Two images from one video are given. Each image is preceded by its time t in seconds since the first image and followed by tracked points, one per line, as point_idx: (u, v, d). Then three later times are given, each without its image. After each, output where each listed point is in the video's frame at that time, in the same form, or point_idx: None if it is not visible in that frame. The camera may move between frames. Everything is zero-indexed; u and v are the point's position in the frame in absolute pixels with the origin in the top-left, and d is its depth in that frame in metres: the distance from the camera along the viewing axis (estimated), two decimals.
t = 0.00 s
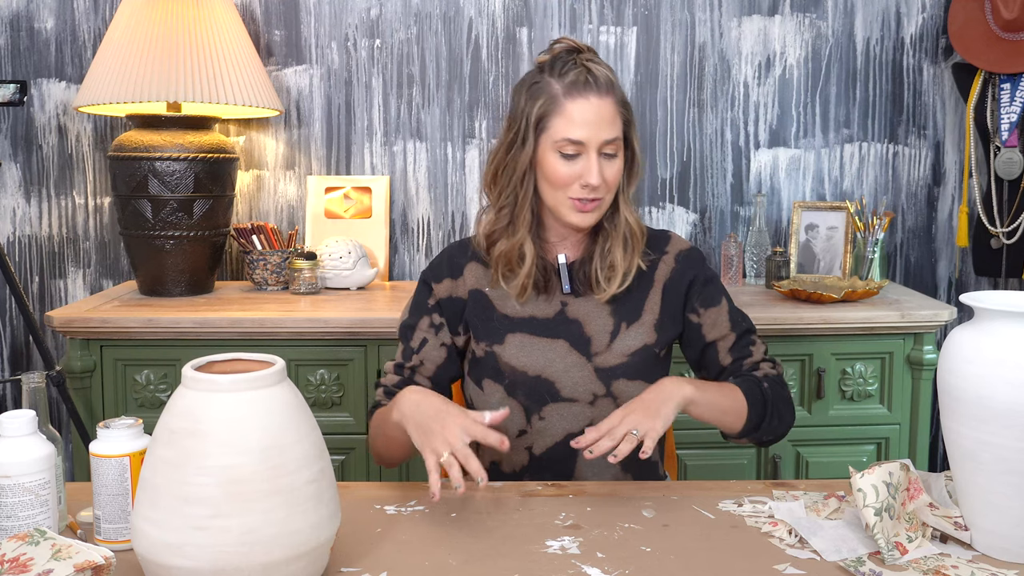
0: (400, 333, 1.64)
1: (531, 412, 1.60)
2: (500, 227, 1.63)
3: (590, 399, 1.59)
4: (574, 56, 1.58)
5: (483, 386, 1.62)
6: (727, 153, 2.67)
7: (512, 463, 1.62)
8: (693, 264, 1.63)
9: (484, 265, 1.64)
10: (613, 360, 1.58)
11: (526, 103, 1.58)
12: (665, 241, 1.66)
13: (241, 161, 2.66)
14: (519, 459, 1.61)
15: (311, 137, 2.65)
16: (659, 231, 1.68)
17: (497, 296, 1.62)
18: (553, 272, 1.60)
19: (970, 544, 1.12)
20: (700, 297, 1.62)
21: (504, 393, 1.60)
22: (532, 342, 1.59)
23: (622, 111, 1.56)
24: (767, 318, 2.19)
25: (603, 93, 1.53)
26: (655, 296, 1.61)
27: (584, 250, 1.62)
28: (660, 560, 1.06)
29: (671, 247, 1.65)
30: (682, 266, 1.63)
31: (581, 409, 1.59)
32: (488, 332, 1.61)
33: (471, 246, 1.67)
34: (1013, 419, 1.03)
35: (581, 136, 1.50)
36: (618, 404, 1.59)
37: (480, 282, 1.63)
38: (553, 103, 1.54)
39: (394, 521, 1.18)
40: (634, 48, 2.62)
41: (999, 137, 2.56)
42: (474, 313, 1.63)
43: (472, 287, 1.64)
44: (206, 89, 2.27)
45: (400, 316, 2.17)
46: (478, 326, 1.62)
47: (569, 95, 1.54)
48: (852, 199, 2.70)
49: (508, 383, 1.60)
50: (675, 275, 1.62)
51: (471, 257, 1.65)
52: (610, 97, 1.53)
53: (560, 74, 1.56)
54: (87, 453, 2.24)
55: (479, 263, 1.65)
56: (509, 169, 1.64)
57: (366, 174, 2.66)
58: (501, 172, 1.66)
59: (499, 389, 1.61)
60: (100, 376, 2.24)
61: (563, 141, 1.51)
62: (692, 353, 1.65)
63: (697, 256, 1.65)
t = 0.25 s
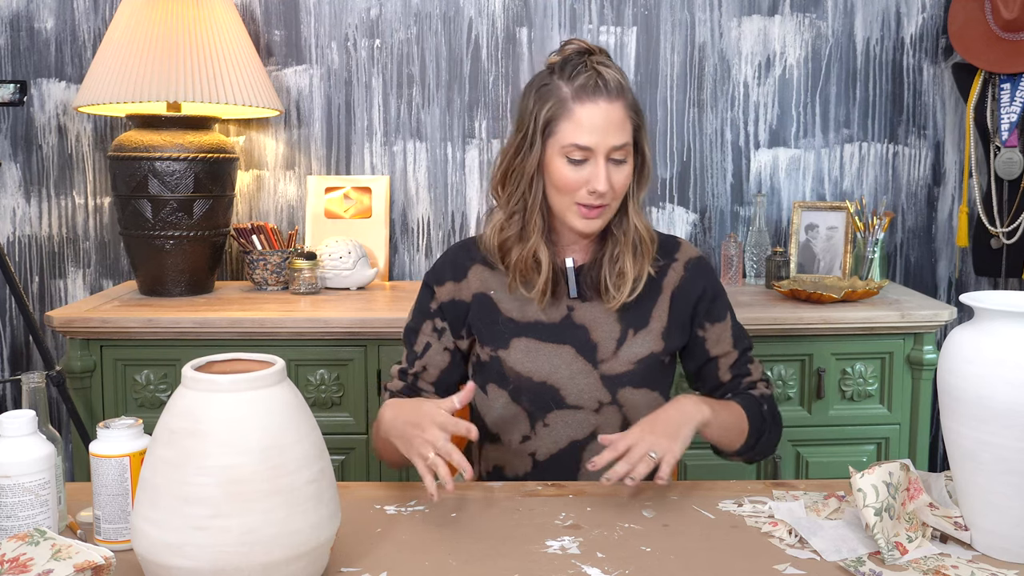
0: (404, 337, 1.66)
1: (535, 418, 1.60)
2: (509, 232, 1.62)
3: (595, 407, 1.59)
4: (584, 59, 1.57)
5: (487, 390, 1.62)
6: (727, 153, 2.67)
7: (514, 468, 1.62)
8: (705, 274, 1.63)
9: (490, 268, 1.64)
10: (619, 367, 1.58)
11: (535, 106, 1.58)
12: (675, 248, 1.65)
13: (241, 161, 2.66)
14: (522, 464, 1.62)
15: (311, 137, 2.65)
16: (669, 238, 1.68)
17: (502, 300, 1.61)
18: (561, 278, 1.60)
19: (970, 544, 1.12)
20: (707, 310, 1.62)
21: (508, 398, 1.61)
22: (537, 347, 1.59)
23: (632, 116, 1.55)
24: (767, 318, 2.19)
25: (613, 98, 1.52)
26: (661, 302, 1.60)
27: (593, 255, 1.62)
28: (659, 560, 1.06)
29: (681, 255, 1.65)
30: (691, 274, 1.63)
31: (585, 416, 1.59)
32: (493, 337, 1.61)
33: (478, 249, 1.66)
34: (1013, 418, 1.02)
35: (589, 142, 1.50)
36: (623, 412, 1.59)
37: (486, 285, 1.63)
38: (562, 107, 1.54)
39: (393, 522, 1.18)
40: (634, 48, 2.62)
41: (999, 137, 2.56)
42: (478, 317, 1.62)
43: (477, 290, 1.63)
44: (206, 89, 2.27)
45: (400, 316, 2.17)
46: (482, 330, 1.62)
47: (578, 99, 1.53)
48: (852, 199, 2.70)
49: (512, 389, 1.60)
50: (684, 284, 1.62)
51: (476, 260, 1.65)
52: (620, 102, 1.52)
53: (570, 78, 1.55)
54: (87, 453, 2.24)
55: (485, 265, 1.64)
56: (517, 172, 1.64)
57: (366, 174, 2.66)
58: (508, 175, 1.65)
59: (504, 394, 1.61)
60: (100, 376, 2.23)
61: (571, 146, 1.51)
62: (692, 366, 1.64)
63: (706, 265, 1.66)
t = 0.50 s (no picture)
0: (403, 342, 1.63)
1: (538, 426, 1.58)
2: (510, 230, 1.64)
3: (599, 414, 1.57)
4: (589, 58, 1.58)
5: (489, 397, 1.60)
6: (727, 153, 2.67)
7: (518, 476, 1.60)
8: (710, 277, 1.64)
9: (489, 274, 1.65)
10: (624, 375, 1.57)
11: (536, 102, 1.59)
12: (680, 253, 1.66)
13: (241, 161, 2.66)
14: (526, 472, 1.59)
15: (311, 136, 2.65)
16: (675, 243, 1.69)
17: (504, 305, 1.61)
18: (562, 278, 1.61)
19: (970, 544, 1.12)
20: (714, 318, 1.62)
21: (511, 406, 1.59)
22: (540, 354, 1.58)
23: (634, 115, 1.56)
24: (767, 317, 2.19)
25: (614, 96, 1.53)
26: (669, 308, 1.61)
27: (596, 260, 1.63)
28: (659, 560, 1.06)
29: (686, 260, 1.65)
30: (697, 280, 1.63)
31: (590, 424, 1.57)
32: (495, 342, 1.60)
33: (481, 250, 1.68)
34: (1013, 418, 1.02)
35: (588, 140, 1.51)
36: (628, 419, 1.57)
37: (486, 291, 1.63)
38: (562, 104, 1.55)
39: (394, 522, 1.18)
40: (634, 48, 2.62)
41: (999, 137, 2.56)
42: (477, 323, 1.63)
43: (476, 297, 1.64)
44: (206, 88, 2.27)
45: (400, 316, 2.17)
46: (484, 335, 1.62)
47: (579, 96, 1.54)
48: (852, 199, 2.70)
49: (515, 398, 1.59)
50: (691, 290, 1.62)
51: (477, 267, 1.66)
52: (621, 101, 1.53)
53: (572, 75, 1.56)
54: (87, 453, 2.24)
55: (486, 272, 1.65)
56: (520, 170, 1.65)
57: (366, 174, 2.66)
58: (509, 176, 1.67)
59: (507, 403, 1.59)
60: (100, 375, 2.23)
61: (571, 144, 1.52)
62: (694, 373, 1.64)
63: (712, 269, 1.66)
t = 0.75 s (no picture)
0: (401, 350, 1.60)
1: (539, 430, 1.58)
2: (505, 222, 1.63)
3: (601, 417, 1.57)
4: (586, 56, 1.57)
5: (490, 402, 1.60)
6: (727, 153, 2.67)
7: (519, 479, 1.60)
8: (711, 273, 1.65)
9: (485, 278, 1.63)
10: (624, 375, 1.57)
11: (530, 98, 1.58)
12: (677, 254, 1.66)
13: (241, 161, 2.66)
14: (527, 475, 1.60)
15: (311, 136, 2.65)
16: (673, 241, 1.68)
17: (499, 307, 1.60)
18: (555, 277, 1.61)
19: (970, 545, 1.12)
20: (715, 312, 1.63)
21: (511, 411, 1.59)
22: (539, 356, 1.57)
23: (627, 116, 1.54)
24: (767, 318, 2.19)
25: (605, 95, 1.52)
26: (669, 306, 1.61)
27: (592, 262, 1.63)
28: (659, 559, 1.06)
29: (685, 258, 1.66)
30: (697, 275, 1.64)
31: (591, 427, 1.57)
32: (494, 347, 1.59)
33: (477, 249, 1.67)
34: (1013, 418, 1.02)
35: (575, 139, 1.49)
36: (630, 422, 1.58)
37: (482, 294, 1.62)
38: (553, 102, 1.53)
39: (394, 522, 1.18)
40: (635, 48, 2.62)
41: (999, 137, 2.56)
42: (476, 329, 1.61)
43: (473, 301, 1.62)
44: (205, 88, 2.27)
45: (401, 316, 2.17)
46: (482, 341, 1.60)
47: (569, 94, 1.52)
48: (852, 199, 2.70)
49: (515, 403, 1.59)
50: (691, 287, 1.63)
51: (473, 270, 1.64)
52: (612, 100, 1.52)
53: (567, 72, 1.55)
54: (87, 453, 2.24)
55: (483, 275, 1.63)
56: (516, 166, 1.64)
57: (366, 174, 2.66)
58: (504, 173, 1.66)
59: (507, 406, 1.59)
60: (100, 376, 2.23)
61: (557, 142, 1.51)
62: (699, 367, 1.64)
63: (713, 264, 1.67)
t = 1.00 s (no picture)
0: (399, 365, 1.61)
1: (538, 440, 1.57)
2: (495, 235, 1.63)
3: (600, 424, 1.55)
4: (578, 59, 1.57)
5: (488, 414, 1.59)
6: (727, 153, 2.67)
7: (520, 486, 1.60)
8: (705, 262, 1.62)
9: (478, 287, 1.60)
10: (621, 381, 1.55)
11: (524, 104, 1.57)
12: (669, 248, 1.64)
13: (241, 161, 2.66)
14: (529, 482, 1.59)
15: (311, 136, 2.65)
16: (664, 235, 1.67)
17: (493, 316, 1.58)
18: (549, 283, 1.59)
19: (970, 544, 1.12)
20: (712, 301, 1.60)
21: (509, 422, 1.57)
22: (534, 368, 1.55)
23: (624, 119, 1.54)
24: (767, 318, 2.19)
25: (603, 99, 1.52)
26: (662, 307, 1.59)
27: (586, 266, 1.61)
28: (659, 559, 1.06)
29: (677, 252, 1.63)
30: (690, 269, 1.62)
31: (591, 434, 1.55)
32: (488, 358, 1.57)
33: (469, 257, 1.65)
34: (1013, 419, 1.02)
35: (576, 144, 1.49)
36: (629, 427, 1.56)
37: (476, 305, 1.59)
38: (549, 107, 1.53)
39: (393, 523, 1.18)
40: (635, 48, 2.62)
41: (999, 137, 2.56)
42: (471, 340, 1.59)
43: (467, 312, 1.60)
44: (206, 89, 2.27)
45: (400, 316, 2.17)
46: (477, 352, 1.58)
47: (567, 99, 1.52)
48: (852, 199, 2.70)
49: (513, 414, 1.57)
50: (683, 281, 1.61)
51: (466, 280, 1.61)
52: (610, 104, 1.52)
53: (562, 77, 1.55)
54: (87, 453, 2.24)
55: (474, 285, 1.61)
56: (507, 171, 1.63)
57: (365, 174, 2.66)
58: (496, 180, 1.65)
59: (504, 418, 1.58)
60: (100, 375, 2.23)
61: (557, 148, 1.50)
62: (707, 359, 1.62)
63: (708, 255, 1.64)
